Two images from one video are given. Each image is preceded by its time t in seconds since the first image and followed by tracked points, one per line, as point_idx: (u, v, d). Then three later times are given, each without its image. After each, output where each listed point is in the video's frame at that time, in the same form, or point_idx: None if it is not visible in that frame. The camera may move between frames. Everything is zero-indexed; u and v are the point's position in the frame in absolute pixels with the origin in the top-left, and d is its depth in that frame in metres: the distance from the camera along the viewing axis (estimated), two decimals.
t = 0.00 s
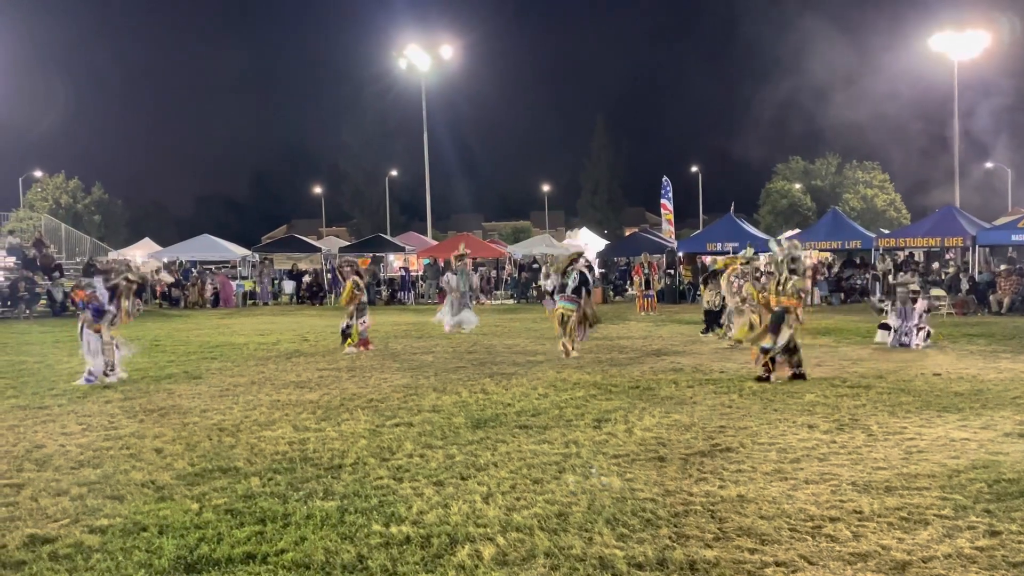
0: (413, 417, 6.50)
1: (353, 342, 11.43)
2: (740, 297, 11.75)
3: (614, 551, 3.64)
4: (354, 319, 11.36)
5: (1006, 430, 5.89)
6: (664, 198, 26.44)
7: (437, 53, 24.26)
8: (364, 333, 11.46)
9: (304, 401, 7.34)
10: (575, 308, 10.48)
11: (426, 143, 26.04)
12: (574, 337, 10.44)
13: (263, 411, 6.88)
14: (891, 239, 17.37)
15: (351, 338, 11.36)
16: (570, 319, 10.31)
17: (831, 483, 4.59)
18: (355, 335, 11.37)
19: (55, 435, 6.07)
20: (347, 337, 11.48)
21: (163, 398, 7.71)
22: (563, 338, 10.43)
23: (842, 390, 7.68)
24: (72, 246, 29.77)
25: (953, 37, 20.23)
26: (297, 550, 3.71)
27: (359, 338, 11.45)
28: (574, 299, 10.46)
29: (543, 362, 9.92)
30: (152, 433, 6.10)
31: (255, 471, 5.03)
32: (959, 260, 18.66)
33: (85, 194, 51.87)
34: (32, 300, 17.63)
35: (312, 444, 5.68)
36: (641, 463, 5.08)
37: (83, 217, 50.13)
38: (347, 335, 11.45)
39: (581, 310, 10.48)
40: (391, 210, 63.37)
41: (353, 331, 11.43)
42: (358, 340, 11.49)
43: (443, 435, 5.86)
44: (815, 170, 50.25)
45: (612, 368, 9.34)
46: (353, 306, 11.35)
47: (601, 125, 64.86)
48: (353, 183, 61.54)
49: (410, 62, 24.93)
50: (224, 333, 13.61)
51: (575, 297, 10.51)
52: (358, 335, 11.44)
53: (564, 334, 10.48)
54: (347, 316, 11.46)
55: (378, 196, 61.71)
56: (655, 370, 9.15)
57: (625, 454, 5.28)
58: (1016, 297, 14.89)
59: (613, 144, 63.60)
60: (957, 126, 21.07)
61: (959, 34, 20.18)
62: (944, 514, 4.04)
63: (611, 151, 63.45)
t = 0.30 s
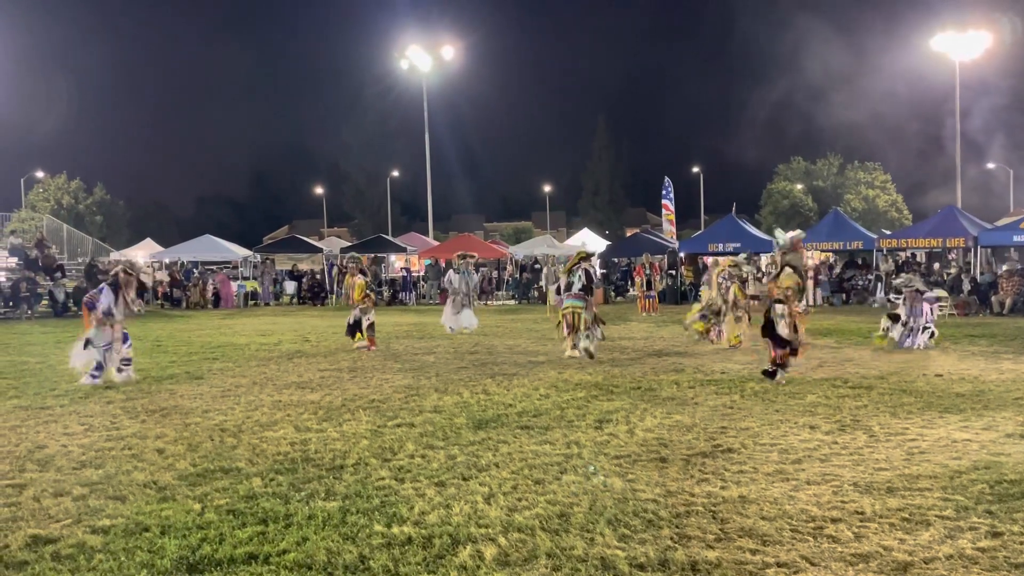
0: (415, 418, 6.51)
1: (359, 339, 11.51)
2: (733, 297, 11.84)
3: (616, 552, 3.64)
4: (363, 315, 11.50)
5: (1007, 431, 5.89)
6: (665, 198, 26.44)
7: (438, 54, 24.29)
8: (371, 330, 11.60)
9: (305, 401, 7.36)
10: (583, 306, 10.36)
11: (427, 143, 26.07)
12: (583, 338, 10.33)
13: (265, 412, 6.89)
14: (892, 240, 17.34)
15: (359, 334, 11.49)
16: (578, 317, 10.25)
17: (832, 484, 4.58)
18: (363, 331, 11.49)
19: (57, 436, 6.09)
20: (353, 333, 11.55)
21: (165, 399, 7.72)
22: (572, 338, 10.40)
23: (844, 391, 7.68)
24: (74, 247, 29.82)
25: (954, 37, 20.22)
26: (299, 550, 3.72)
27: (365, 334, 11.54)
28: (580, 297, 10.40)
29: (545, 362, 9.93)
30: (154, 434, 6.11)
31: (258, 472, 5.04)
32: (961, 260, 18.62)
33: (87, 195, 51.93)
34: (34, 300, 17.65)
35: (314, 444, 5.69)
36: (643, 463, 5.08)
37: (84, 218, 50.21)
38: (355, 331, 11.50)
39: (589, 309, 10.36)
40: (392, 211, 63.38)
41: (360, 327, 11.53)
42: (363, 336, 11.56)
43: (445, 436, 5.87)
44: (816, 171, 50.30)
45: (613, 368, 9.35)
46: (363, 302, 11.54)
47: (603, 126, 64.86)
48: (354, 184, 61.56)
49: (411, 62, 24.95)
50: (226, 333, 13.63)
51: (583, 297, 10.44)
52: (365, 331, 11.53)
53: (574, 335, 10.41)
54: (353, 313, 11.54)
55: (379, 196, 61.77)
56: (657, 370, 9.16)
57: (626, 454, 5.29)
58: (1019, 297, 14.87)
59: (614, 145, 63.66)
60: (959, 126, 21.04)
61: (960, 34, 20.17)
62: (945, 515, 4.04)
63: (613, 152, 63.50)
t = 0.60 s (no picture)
0: (415, 418, 6.52)
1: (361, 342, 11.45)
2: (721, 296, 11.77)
3: (616, 552, 3.64)
4: (361, 320, 11.39)
5: (1008, 430, 5.90)
6: (665, 198, 26.43)
7: (438, 54, 24.28)
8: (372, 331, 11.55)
9: (305, 401, 7.36)
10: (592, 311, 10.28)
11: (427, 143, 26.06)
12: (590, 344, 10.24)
13: (265, 412, 6.89)
14: (892, 240, 17.33)
15: (359, 339, 11.39)
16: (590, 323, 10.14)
17: (832, 484, 4.59)
18: (363, 336, 11.40)
19: (57, 436, 6.09)
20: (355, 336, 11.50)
21: (165, 399, 7.71)
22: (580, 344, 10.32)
23: (843, 391, 7.68)
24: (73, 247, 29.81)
25: (954, 37, 20.22)
26: (298, 550, 3.72)
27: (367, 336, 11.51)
28: (587, 303, 10.28)
29: (545, 363, 9.93)
30: (153, 434, 6.10)
31: (257, 471, 5.04)
32: (960, 259, 18.61)
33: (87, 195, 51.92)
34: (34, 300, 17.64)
35: (314, 444, 5.69)
36: (642, 463, 5.08)
37: (84, 218, 50.22)
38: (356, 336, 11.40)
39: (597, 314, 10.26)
40: (392, 211, 63.36)
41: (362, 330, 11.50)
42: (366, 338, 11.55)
43: (444, 436, 5.87)
44: (816, 171, 50.33)
45: (613, 368, 9.35)
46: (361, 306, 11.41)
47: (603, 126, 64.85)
48: (353, 184, 61.55)
49: (411, 63, 24.95)
50: (226, 333, 13.63)
51: (591, 302, 10.35)
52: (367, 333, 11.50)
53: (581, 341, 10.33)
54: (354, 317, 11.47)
55: (379, 196, 61.78)
56: (657, 370, 9.16)
57: (626, 454, 5.29)
58: (1018, 297, 14.86)
59: (614, 145, 63.69)
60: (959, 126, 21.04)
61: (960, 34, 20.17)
62: (945, 515, 4.04)
63: (613, 152, 63.51)
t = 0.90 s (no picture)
0: (414, 418, 6.52)
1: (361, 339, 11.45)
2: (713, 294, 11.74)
3: (615, 551, 3.65)
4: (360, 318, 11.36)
5: (1006, 430, 5.91)
6: (664, 198, 26.44)
7: (437, 54, 24.27)
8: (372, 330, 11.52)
9: (304, 401, 7.37)
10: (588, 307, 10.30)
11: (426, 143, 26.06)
12: (588, 338, 10.30)
13: (263, 412, 6.89)
14: (891, 240, 17.34)
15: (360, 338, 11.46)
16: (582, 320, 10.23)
17: (830, 484, 4.60)
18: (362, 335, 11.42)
19: (55, 436, 6.08)
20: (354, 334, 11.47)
21: (164, 398, 7.70)
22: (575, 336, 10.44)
23: (842, 391, 7.69)
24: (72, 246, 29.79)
25: (952, 37, 20.25)
26: (297, 550, 3.72)
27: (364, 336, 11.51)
28: (585, 297, 10.31)
29: (544, 362, 9.93)
30: (152, 434, 6.10)
31: (256, 471, 5.04)
32: (958, 259, 18.63)
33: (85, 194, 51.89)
34: (33, 299, 17.62)
35: (313, 444, 5.70)
36: (641, 463, 5.09)
37: (82, 218, 50.20)
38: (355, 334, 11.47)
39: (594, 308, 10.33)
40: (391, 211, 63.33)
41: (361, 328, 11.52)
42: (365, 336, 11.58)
43: (443, 435, 5.88)
44: (815, 171, 50.40)
45: (612, 368, 9.36)
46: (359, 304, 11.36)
47: (601, 125, 64.84)
48: (352, 184, 61.53)
49: (410, 63, 24.94)
50: (224, 333, 13.62)
51: (588, 297, 10.33)
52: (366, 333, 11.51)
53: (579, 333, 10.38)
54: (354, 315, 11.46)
55: (378, 196, 61.77)
56: (656, 370, 9.17)
57: (626, 454, 5.29)
58: (1016, 297, 14.87)
59: (613, 145, 63.73)
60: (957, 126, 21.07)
61: (958, 34, 20.20)
62: (944, 515, 4.05)
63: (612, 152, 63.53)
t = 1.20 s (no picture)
0: (411, 418, 6.51)
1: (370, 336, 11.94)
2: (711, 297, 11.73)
3: (612, 551, 3.65)
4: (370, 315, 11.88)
5: (1003, 429, 5.92)
6: (662, 198, 26.44)
7: (435, 53, 24.25)
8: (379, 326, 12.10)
9: (301, 401, 7.35)
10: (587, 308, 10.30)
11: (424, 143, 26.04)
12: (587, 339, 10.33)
13: (260, 412, 6.88)
14: (888, 239, 17.38)
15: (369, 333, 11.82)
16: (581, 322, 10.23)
17: (827, 482, 4.61)
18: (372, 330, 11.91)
19: (52, 436, 6.07)
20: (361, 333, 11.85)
21: (161, 399, 7.69)
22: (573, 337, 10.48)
23: (839, 390, 7.69)
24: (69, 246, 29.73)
25: (949, 37, 20.27)
26: (294, 550, 3.71)
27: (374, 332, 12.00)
28: (583, 298, 10.31)
29: (541, 362, 9.93)
30: (148, 434, 6.09)
31: (253, 471, 5.03)
32: (955, 259, 18.67)
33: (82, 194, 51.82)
34: (29, 299, 17.59)
35: (310, 444, 5.69)
36: (638, 462, 5.09)
37: (79, 218, 50.14)
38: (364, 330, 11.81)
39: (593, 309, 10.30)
40: (388, 210, 63.28)
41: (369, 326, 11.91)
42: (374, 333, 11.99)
43: (441, 435, 5.87)
44: (812, 170, 50.48)
45: (610, 368, 9.36)
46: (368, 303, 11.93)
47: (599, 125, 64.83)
48: (350, 184, 61.50)
49: (407, 63, 24.92)
50: (222, 334, 13.60)
51: (587, 298, 10.33)
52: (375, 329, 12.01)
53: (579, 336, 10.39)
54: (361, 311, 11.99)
55: (376, 196, 61.73)
56: (654, 370, 9.17)
57: (623, 453, 5.29)
58: (1013, 297, 14.90)
59: (610, 145, 63.76)
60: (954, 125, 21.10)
61: (955, 34, 20.23)
62: (940, 513, 4.05)
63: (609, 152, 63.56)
